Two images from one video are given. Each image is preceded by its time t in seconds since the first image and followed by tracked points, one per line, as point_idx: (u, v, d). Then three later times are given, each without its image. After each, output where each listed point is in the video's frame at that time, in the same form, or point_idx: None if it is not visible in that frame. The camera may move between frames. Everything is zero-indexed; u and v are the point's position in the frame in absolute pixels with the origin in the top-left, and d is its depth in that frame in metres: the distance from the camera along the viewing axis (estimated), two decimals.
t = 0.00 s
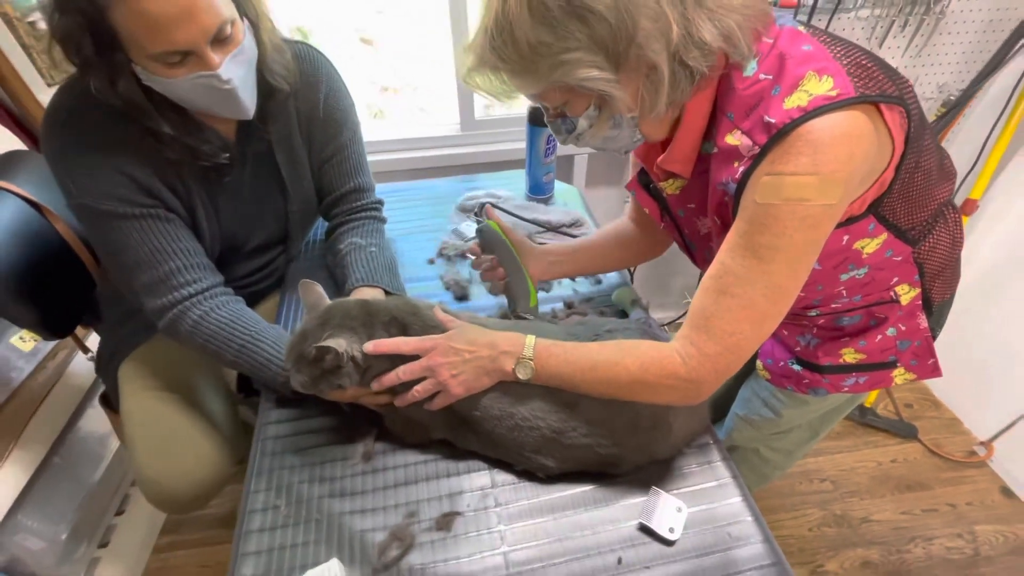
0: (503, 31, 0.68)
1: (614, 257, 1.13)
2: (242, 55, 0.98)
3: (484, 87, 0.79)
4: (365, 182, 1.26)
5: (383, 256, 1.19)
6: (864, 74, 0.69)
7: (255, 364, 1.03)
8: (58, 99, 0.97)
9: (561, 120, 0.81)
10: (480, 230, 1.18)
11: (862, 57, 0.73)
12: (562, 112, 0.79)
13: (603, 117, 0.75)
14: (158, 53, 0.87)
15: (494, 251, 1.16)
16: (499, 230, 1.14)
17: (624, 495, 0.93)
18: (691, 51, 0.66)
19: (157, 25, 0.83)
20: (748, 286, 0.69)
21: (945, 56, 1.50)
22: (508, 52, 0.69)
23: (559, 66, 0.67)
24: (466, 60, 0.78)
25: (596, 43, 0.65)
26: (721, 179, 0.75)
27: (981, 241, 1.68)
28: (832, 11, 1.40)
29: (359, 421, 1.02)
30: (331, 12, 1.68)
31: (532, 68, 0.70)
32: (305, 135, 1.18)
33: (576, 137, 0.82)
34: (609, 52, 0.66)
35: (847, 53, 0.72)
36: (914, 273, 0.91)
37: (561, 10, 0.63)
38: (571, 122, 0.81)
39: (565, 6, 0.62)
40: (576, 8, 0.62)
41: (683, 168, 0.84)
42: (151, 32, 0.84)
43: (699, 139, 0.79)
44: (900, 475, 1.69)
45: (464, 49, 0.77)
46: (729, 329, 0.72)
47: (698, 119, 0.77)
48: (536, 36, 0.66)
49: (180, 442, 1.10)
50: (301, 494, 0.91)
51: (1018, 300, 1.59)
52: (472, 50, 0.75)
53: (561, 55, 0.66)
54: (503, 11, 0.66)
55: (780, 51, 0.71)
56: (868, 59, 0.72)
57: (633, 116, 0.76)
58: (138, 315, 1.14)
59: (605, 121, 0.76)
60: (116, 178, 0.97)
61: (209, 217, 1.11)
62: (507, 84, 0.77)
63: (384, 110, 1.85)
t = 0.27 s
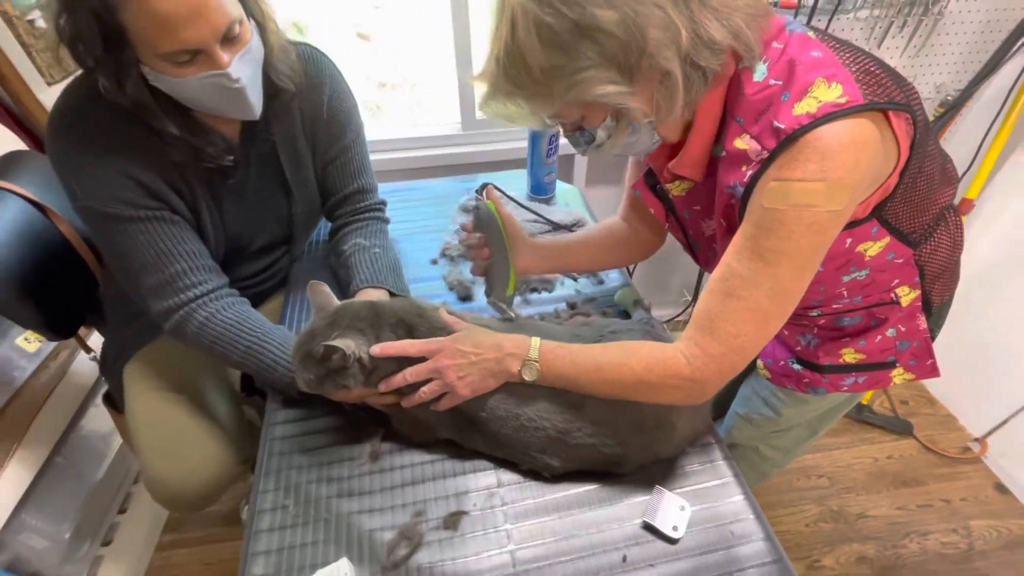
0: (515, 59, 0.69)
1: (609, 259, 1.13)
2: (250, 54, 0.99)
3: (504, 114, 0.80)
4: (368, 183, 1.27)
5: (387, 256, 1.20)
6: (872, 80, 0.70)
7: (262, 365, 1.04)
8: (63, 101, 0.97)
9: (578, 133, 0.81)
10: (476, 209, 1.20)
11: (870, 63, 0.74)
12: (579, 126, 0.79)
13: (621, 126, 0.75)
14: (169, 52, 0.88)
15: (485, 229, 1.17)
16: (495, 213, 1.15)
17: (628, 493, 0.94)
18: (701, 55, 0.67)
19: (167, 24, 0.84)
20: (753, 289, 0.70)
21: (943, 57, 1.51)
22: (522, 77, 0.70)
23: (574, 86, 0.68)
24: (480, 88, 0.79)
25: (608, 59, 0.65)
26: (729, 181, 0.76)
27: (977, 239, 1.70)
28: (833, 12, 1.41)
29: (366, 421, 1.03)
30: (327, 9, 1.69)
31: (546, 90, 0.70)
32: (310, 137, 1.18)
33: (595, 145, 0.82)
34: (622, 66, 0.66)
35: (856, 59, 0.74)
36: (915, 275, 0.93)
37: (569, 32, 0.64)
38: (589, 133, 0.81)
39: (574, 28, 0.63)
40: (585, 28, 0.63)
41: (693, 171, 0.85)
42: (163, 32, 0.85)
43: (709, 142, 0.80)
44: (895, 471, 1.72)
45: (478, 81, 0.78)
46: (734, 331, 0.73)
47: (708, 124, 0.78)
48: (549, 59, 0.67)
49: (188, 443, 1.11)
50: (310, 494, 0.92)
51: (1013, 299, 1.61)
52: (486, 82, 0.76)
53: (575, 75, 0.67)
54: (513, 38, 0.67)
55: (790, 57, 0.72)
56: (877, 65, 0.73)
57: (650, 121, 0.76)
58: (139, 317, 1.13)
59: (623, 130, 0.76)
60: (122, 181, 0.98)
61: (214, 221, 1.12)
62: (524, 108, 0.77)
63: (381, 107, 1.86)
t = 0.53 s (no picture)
0: (530, 96, 0.71)
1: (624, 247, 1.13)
2: (263, 51, 1.00)
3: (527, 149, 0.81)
4: (373, 182, 1.27)
5: (393, 255, 1.20)
6: (895, 81, 0.71)
7: (269, 365, 1.04)
8: (68, 102, 0.97)
9: (602, 145, 0.80)
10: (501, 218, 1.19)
11: (894, 63, 0.74)
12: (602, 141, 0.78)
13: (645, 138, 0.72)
14: (187, 48, 0.88)
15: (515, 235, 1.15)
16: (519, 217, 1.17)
17: (634, 492, 0.95)
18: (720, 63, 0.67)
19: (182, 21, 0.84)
20: (767, 288, 0.71)
21: (944, 56, 1.52)
22: (542, 113, 0.72)
23: (592, 114, 0.69)
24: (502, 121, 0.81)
25: (622, 86, 0.66)
26: (744, 181, 0.77)
27: (978, 237, 1.71)
28: (836, 11, 1.42)
29: (373, 421, 1.03)
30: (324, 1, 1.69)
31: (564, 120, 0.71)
32: (315, 137, 1.19)
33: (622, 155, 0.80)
34: (637, 91, 0.66)
35: (878, 58, 0.74)
36: (920, 277, 0.94)
37: (581, 66, 0.65)
38: (614, 146, 0.79)
39: (584, 62, 0.65)
40: (595, 61, 0.64)
41: (710, 172, 0.85)
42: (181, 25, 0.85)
43: (727, 142, 0.80)
44: (894, 467, 1.73)
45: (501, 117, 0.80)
46: (747, 330, 0.73)
47: (727, 123, 0.77)
48: (564, 95, 0.68)
49: (200, 441, 1.12)
50: (318, 493, 0.93)
51: (1013, 297, 1.62)
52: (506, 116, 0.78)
53: (592, 105, 0.68)
54: (527, 76, 0.69)
55: (811, 56, 0.73)
56: (899, 66, 0.74)
57: (675, 131, 0.72)
58: (144, 317, 1.12)
59: (648, 140, 0.73)
60: (128, 181, 0.98)
61: (219, 221, 1.12)
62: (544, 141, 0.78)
63: (379, 103, 1.86)
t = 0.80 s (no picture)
0: (557, 72, 0.66)
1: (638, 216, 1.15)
2: (269, 49, 1.01)
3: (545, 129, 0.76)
4: (375, 181, 1.27)
5: (395, 255, 1.21)
6: (929, 68, 0.68)
7: (272, 365, 1.05)
8: (68, 99, 0.96)
9: (627, 128, 0.74)
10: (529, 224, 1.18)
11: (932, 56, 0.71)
12: (626, 123, 0.73)
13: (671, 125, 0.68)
14: (196, 46, 0.89)
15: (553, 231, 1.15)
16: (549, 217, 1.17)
17: (636, 492, 0.96)
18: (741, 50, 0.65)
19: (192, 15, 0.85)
20: (817, 287, 0.68)
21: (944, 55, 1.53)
22: (569, 88, 0.67)
23: (626, 91, 0.65)
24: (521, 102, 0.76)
25: (657, 62, 0.63)
26: (768, 164, 0.75)
27: (975, 236, 1.72)
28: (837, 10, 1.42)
29: (377, 419, 1.04)
30: None
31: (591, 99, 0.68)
32: (318, 137, 1.19)
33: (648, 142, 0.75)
34: (674, 65, 0.63)
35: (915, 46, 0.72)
36: (921, 279, 0.95)
37: (614, 38, 0.62)
38: (640, 127, 0.74)
39: (618, 36, 0.61)
40: (631, 32, 0.61)
41: (729, 156, 0.85)
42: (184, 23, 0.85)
43: (750, 125, 0.80)
44: (890, 464, 1.75)
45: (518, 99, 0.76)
46: (803, 328, 0.70)
47: (756, 102, 0.77)
48: (596, 68, 0.64)
49: (200, 440, 1.12)
50: (322, 493, 0.94)
51: (1010, 295, 1.64)
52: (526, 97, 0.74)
53: (625, 80, 0.64)
54: (555, 49, 0.64)
55: (848, 36, 0.71)
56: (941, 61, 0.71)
57: (706, 113, 0.68)
58: (146, 318, 1.13)
59: (673, 125, 0.68)
60: (129, 181, 0.98)
61: (221, 220, 1.12)
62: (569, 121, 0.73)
63: (379, 99, 1.86)
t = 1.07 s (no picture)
0: (578, 29, 0.64)
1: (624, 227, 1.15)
2: (268, 41, 1.00)
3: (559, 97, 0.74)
4: (369, 180, 1.27)
5: (389, 253, 1.21)
6: (940, 43, 0.67)
7: (265, 365, 1.05)
8: (57, 98, 0.97)
9: (636, 106, 0.76)
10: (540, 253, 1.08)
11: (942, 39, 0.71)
12: (640, 98, 0.74)
13: (690, 95, 0.69)
14: (195, 36, 0.89)
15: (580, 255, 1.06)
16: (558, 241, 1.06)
17: (626, 491, 0.96)
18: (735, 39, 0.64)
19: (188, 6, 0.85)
20: (878, 269, 0.67)
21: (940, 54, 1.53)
22: (590, 54, 0.66)
23: (650, 54, 0.63)
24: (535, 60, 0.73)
25: (684, 23, 0.62)
26: (778, 143, 0.75)
27: (970, 234, 1.72)
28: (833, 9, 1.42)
29: (369, 419, 1.04)
30: None
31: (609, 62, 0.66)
32: (312, 137, 1.19)
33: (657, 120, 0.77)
34: (701, 26, 0.62)
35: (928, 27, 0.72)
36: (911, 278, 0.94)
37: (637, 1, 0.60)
38: (650, 107, 0.75)
39: None
40: None
41: (734, 136, 0.85)
42: (179, 21, 0.86)
43: (756, 105, 0.81)
44: (882, 462, 1.76)
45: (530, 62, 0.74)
46: (875, 306, 0.69)
47: (763, 81, 0.77)
48: (620, 31, 0.62)
49: (194, 438, 1.12)
50: (314, 492, 0.94)
51: (1003, 293, 1.65)
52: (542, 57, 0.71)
53: (650, 44, 0.62)
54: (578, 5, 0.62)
55: (860, 11, 0.71)
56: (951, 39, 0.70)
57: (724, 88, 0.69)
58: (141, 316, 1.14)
59: (691, 97, 0.69)
60: (120, 181, 0.98)
61: (213, 220, 1.12)
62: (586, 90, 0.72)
63: (375, 92, 1.85)
